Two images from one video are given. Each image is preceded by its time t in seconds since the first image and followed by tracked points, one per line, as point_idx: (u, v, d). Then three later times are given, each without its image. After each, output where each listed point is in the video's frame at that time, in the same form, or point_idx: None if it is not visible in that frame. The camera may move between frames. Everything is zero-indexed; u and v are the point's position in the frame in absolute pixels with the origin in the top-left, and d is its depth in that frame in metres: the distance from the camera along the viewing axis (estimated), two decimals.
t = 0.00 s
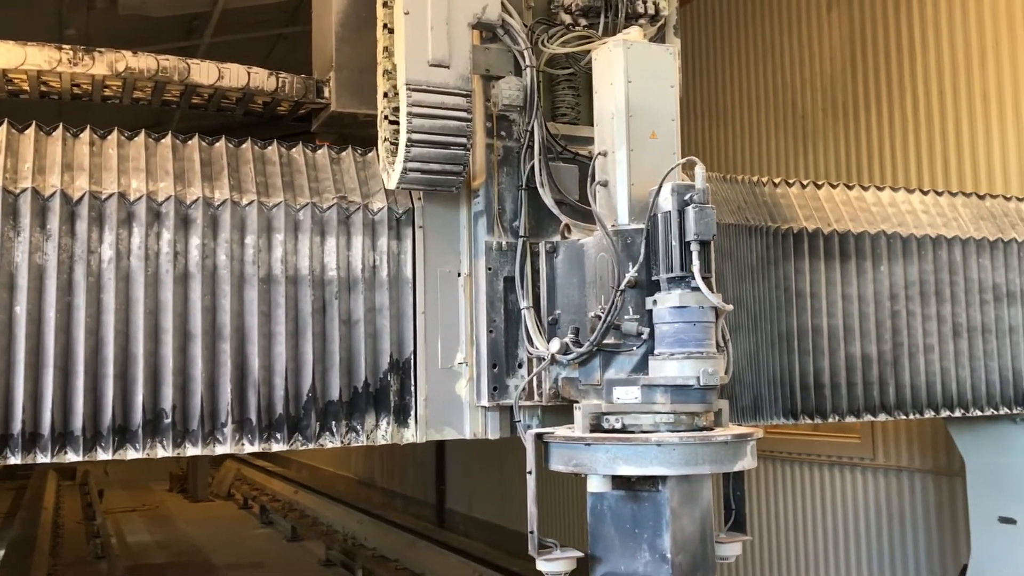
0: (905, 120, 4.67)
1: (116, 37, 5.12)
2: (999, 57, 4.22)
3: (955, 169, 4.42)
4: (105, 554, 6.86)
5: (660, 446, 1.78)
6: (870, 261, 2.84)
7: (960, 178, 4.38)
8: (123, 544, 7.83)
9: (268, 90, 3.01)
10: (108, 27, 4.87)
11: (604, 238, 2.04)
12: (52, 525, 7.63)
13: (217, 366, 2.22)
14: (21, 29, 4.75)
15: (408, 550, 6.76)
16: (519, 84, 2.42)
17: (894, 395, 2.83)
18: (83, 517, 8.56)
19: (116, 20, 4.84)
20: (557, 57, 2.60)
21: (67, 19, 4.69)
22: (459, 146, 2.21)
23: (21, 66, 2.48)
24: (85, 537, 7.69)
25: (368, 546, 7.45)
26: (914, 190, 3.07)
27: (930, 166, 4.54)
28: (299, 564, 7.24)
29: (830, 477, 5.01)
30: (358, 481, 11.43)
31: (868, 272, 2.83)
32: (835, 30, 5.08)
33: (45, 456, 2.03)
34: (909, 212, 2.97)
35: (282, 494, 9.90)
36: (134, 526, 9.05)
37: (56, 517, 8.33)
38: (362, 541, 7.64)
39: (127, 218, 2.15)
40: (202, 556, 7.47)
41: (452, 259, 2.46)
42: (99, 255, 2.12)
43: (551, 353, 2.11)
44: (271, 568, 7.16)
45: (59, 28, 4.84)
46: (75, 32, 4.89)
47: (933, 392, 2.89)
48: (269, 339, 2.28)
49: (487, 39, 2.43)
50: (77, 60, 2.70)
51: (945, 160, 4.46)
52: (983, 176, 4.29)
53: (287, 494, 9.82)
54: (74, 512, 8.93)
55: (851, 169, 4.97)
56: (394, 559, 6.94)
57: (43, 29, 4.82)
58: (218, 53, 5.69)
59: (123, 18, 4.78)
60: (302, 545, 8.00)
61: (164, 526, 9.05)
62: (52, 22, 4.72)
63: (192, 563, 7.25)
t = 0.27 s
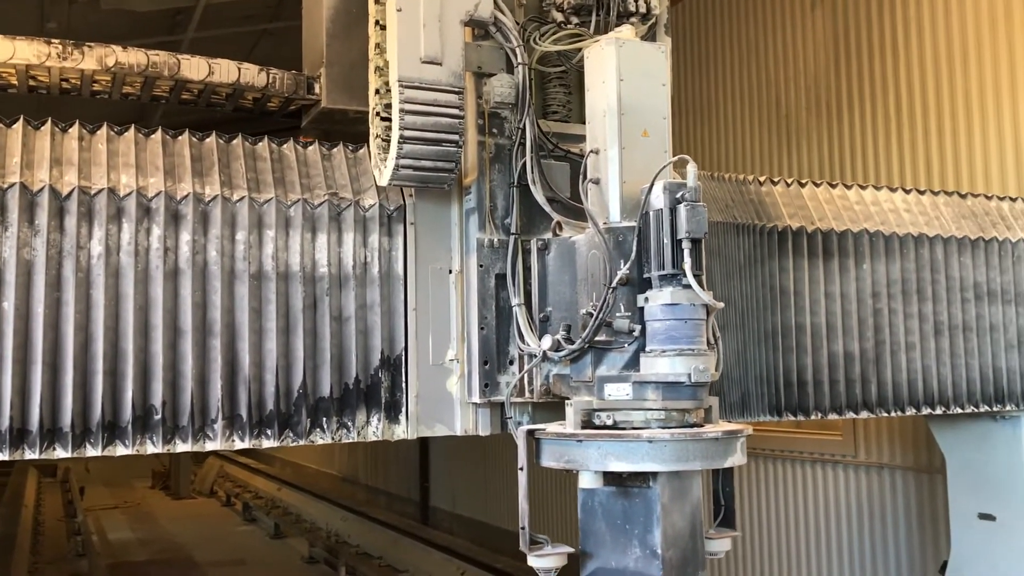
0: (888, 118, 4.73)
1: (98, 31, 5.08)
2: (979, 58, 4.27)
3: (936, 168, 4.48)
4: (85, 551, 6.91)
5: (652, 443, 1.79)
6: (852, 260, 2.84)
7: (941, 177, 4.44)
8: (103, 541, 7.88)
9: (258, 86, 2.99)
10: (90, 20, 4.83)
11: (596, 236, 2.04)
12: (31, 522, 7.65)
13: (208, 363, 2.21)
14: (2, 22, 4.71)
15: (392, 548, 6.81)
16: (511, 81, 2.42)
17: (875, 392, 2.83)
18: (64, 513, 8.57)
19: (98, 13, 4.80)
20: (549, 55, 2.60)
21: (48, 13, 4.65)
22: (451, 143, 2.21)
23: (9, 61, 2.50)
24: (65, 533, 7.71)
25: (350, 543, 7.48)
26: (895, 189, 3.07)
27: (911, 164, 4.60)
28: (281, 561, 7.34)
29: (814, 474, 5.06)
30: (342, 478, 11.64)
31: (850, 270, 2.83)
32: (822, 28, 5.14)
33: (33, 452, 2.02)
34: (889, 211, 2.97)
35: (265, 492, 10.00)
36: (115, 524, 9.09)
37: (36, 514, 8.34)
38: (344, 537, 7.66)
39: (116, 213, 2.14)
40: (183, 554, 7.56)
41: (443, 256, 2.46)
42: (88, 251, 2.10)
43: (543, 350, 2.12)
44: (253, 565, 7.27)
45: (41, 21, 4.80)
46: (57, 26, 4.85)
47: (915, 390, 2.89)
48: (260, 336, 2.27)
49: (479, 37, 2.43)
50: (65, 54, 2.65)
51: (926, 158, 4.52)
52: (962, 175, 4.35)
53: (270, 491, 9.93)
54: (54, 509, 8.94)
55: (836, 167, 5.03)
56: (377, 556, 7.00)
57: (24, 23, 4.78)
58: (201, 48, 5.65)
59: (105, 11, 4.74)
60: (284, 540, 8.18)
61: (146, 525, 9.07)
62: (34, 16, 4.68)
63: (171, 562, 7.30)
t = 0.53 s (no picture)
0: (876, 117, 4.79)
1: (83, 25, 5.04)
2: (965, 58, 4.34)
3: (921, 166, 4.54)
4: (70, 548, 6.98)
5: (646, 438, 1.80)
6: (839, 257, 2.84)
7: (926, 175, 4.51)
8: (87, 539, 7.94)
9: (252, 81, 2.98)
10: (75, 14, 4.80)
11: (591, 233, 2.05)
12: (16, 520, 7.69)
13: (202, 358, 2.21)
14: None
15: (379, 545, 6.83)
16: (506, 78, 2.42)
17: (862, 389, 2.83)
18: (48, 511, 8.60)
19: (83, 7, 4.77)
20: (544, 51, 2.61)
21: (33, 7, 4.62)
22: (447, 139, 2.21)
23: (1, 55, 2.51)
24: (50, 531, 7.76)
25: (338, 539, 7.55)
26: (881, 186, 3.06)
27: (897, 162, 4.67)
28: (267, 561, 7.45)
29: (801, 470, 5.11)
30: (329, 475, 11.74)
31: (837, 267, 2.83)
32: (814, 26, 5.17)
33: (26, 448, 2.01)
34: (875, 208, 2.97)
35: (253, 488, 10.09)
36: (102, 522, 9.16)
37: (20, 512, 8.37)
38: (331, 534, 7.72)
39: (109, 209, 2.13)
40: (169, 551, 7.65)
41: (437, 252, 2.46)
42: (81, 246, 2.10)
43: (537, 346, 2.12)
44: (239, 561, 7.46)
45: (25, 15, 4.77)
46: (41, 19, 4.82)
47: (900, 387, 2.89)
48: (254, 332, 2.27)
49: (474, 33, 2.44)
50: (59, 49, 2.65)
51: (912, 156, 4.58)
52: (948, 173, 4.42)
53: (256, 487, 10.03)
54: (38, 507, 8.97)
55: (824, 164, 5.09)
56: (365, 553, 7.05)
57: (8, 18, 4.74)
58: (189, 42, 5.63)
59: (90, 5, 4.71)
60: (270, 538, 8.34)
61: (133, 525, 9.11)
62: (18, 10, 4.65)
63: (158, 563, 7.34)
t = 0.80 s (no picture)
0: (865, 114, 4.83)
1: (71, 19, 5.02)
2: (953, 57, 4.39)
3: (909, 163, 4.59)
4: (57, 545, 7.03)
5: (642, 434, 1.81)
6: (827, 254, 2.84)
7: (914, 172, 4.56)
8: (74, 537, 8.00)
9: (247, 78, 3.00)
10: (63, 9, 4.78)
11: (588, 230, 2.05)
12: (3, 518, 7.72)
13: (198, 354, 2.21)
14: None
15: (368, 540, 6.88)
16: (502, 75, 2.42)
17: (848, 386, 2.84)
18: (35, 508, 8.63)
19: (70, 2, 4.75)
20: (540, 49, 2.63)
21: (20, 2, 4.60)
22: (443, 136, 2.22)
23: None
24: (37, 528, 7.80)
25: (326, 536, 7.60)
26: (868, 184, 3.07)
27: (886, 159, 4.72)
28: (253, 560, 7.48)
29: (789, 466, 5.16)
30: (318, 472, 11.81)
31: (825, 264, 2.83)
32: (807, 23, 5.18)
33: (22, 444, 2.01)
34: (864, 206, 2.98)
35: (241, 485, 10.11)
36: (89, 520, 9.20)
37: (7, 509, 8.40)
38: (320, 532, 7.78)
39: (106, 205, 2.13)
40: (157, 548, 7.74)
41: (433, 249, 2.47)
42: (77, 242, 2.10)
43: (533, 343, 2.13)
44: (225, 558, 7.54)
45: (11, 10, 4.74)
46: (27, 13, 4.79)
47: (886, 383, 2.89)
48: (251, 328, 2.28)
49: (470, 30, 2.46)
50: (54, 45, 2.65)
51: (900, 153, 4.63)
52: (935, 170, 4.47)
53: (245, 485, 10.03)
54: (25, 504, 9.00)
55: (812, 160, 5.12)
56: (354, 549, 7.05)
57: None
58: (177, 37, 5.61)
59: None
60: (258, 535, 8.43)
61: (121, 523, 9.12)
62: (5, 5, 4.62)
63: (146, 561, 7.36)
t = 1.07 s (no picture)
0: (853, 113, 4.87)
1: (58, 14, 4.98)
2: (940, 57, 4.44)
3: (897, 162, 4.64)
4: (44, 544, 7.05)
5: (638, 430, 1.82)
6: (814, 251, 2.84)
7: (901, 171, 4.62)
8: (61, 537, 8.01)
9: (241, 75, 2.99)
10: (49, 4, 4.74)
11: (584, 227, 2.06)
12: None
13: (193, 351, 2.21)
14: None
15: (357, 537, 6.92)
16: (497, 72, 2.42)
17: (835, 382, 2.85)
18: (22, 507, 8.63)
19: None
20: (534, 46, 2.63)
21: None
22: (439, 134, 2.22)
23: None
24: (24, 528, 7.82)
25: (315, 534, 7.64)
26: (856, 181, 3.09)
27: (874, 158, 4.77)
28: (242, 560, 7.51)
29: (778, 463, 5.22)
30: (307, 470, 11.85)
31: (813, 261, 2.84)
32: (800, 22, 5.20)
33: (16, 441, 2.01)
34: (851, 203, 2.99)
35: (228, 483, 10.12)
36: (77, 519, 9.22)
37: None
38: (308, 529, 7.83)
39: (100, 202, 2.13)
40: (145, 548, 7.84)
41: (428, 246, 2.47)
42: (71, 239, 2.09)
43: (529, 340, 2.14)
44: (214, 558, 7.60)
45: None
46: (13, 8, 4.75)
47: (873, 379, 2.90)
48: (246, 325, 2.27)
49: (465, 28, 2.45)
50: (48, 41, 2.62)
51: (888, 153, 4.69)
52: (922, 170, 4.52)
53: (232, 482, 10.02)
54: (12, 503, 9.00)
55: (802, 160, 5.17)
56: (343, 546, 7.09)
57: None
58: (165, 34, 5.59)
59: None
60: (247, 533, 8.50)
61: (110, 523, 9.11)
62: None
63: (135, 561, 7.37)
